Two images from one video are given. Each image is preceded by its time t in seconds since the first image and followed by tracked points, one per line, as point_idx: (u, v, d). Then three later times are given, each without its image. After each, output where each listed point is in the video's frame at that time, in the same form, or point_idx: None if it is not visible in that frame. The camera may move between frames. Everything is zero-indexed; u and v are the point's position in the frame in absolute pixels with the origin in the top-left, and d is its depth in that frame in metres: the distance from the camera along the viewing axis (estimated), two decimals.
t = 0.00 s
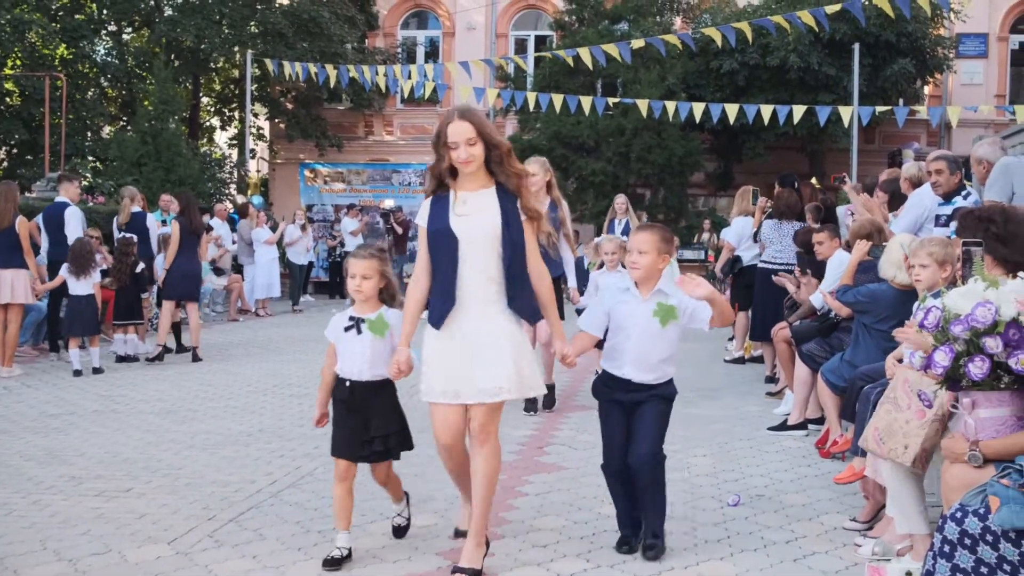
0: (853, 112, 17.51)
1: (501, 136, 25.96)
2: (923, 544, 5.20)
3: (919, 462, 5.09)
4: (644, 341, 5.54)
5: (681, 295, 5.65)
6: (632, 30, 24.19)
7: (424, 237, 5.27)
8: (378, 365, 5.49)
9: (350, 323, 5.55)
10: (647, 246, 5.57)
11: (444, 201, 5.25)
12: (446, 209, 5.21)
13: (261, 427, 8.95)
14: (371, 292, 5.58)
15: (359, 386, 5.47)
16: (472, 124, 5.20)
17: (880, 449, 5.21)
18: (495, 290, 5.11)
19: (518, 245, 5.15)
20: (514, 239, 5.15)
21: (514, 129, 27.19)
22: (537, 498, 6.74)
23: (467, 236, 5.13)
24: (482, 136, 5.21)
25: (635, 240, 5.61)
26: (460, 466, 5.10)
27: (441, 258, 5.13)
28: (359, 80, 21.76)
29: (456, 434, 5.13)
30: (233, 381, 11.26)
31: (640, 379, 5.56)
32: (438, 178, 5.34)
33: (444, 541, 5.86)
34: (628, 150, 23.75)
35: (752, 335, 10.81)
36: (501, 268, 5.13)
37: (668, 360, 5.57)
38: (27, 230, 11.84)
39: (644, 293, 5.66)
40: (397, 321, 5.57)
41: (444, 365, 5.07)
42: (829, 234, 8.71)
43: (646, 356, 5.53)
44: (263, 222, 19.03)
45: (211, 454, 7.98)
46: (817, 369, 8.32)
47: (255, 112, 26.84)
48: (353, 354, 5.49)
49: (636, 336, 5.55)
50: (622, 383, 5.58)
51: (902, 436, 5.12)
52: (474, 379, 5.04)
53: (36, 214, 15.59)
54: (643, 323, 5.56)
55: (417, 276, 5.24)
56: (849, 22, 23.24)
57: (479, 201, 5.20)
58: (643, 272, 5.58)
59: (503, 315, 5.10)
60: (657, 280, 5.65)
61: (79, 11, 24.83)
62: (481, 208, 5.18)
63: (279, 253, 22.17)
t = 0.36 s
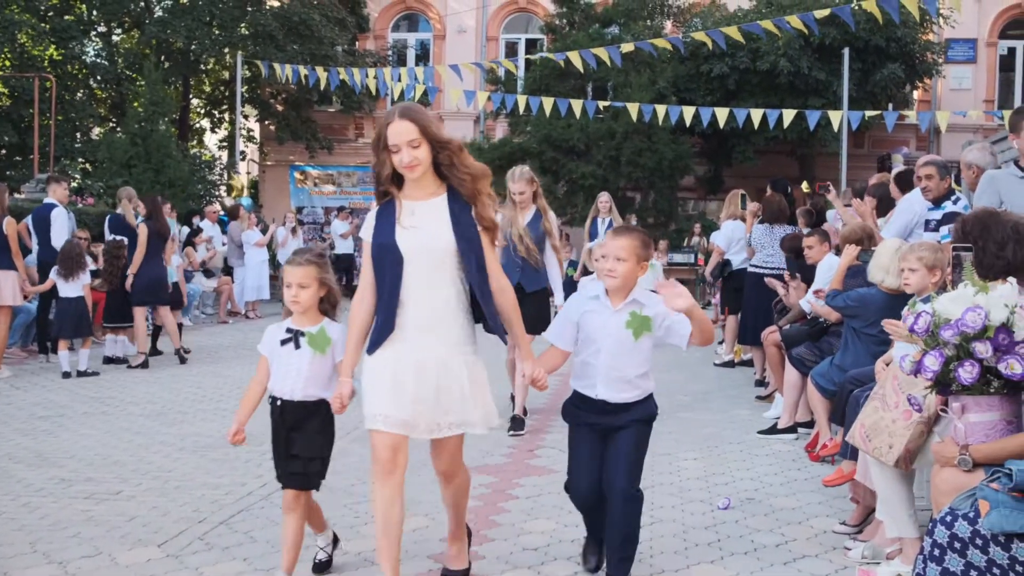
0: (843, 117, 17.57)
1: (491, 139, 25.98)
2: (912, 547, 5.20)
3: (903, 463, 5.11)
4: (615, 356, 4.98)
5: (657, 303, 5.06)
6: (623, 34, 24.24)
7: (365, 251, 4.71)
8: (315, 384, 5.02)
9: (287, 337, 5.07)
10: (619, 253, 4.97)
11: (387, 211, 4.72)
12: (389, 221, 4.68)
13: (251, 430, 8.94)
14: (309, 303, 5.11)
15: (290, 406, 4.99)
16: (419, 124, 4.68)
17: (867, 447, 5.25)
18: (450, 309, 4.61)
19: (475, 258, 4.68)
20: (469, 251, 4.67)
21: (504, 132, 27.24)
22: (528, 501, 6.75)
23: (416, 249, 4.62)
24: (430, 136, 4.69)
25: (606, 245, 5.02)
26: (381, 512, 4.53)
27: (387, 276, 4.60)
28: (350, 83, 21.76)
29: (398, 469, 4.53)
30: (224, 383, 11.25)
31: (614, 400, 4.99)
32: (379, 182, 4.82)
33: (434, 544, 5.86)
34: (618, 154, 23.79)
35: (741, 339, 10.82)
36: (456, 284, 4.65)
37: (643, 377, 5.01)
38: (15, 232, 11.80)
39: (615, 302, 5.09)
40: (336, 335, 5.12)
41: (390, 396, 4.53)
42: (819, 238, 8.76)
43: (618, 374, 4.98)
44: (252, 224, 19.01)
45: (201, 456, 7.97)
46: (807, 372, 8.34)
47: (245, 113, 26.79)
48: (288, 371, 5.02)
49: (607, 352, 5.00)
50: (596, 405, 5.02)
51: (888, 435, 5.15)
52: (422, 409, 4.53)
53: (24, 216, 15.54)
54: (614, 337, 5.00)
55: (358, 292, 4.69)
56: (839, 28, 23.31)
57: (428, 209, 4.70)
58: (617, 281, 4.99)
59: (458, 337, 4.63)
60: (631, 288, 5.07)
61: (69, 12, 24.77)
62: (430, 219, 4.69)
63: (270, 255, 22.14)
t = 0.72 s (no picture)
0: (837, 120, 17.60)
1: (485, 140, 25.97)
2: (906, 550, 5.24)
3: (897, 466, 5.12)
4: (575, 381, 4.18)
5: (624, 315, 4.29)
6: (616, 36, 24.32)
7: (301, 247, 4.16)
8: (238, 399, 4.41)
9: (208, 346, 4.49)
10: (578, 260, 4.22)
11: (324, 201, 4.18)
12: (326, 210, 4.14)
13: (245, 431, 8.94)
14: (229, 306, 4.58)
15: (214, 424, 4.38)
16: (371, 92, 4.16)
17: (862, 451, 5.26)
18: (392, 308, 4.03)
19: (426, 253, 4.10)
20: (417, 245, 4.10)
21: (498, 134, 27.32)
22: (523, 504, 6.75)
23: (355, 238, 4.06)
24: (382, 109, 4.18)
25: (563, 251, 4.26)
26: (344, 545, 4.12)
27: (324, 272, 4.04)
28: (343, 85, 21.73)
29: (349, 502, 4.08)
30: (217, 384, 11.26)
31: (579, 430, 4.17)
32: (321, 159, 4.30)
33: (429, 546, 5.86)
34: (612, 157, 23.83)
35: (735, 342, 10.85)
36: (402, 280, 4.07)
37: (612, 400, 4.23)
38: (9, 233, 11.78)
39: (575, 316, 4.29)
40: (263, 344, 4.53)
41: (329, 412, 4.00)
42: (812, 241, 8.79)
43: (583, 399, 4.17)
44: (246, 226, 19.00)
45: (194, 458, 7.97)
46: (800, 376, 8.36)
47: (239, 114, 26.76)
48: (210, 384, 4.43)
49: (568, 374, 4.20)
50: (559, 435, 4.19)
51: (883, 439, 5.16)
52: (357, 425, 3.95)
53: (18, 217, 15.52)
54: (574, 359, 4.21)
55: (291, 290, 4.16)
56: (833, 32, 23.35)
57: (373, 194, 4.15)
58: (577, 292, 4.23)
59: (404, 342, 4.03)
60: (592, 299, 4.29)
61: (62, 12, 24.73)
62: (371, 206, 4.13)
63: (264, 257, 22.12)
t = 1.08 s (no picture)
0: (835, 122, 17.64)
1: (483, 141, 25.99)
2: (905, 551, 5.26)
3: (897, 467, 5.13)
4: (560, 387, 3.78)
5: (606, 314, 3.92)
6: (614, 38, 24.37)
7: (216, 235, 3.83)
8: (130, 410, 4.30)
9: (107, 352, 4.40)
10: (563, 247, 3.81)
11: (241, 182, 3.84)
12: (240, 189, 3.79)
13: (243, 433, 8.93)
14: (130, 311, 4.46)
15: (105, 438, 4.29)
16: (297, 60, 3.82)
17: (861, 451, 5.26)
18: (299, 313, 3.68)
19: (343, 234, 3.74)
20: (330, 238, 3.70)
21: (495, 136, 27.40)
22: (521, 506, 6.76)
23: (264, 228, 3.70)
24: (306, 80, 3.83)
25: (542, 236, 3.84)
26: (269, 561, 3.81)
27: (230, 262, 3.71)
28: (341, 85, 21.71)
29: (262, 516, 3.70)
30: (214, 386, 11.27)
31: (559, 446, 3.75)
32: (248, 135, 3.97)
33: (428, 548, 5.87)
34: (609, 158, 23.86)
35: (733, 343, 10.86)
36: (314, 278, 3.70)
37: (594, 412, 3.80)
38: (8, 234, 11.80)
39: (555, 312, 3.88)
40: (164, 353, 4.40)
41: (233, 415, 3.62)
42: (810, 243, 8.81)
43: (562, 409, 3.75)
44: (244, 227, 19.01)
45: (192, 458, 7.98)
46: (798, 378, 8.37)
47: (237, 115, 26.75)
48: (106, 394, 4.33)
49: (550, 381, 3.78)
50: (537, 455, 3.76)
51: (882, 439, 5.17)
52: (262, 428, 3.59)
53: (17, 217, 15.54)
54: (559, 363, 3.79)
55: (204, 286, 3.84)
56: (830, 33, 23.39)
57: (293, 177, 3.78)
58: (560, 283, 3.82)
59: (309, 349, 3.67)
60: (574, 294, 3.90)
61: (60, 13, 24.75)
62: (284, 187, 3.77)
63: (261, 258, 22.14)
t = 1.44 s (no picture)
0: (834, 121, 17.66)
1: (483, 141, 26.00)
2: (907, 549, 5.27)
3: (899, 459, 5.14)
4: (516, 421, 3.27)
5: (569, 332, 3.44)
6: (614, 37, 24.40)
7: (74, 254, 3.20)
8: None
9: None
10: (522, 260, 3.30)
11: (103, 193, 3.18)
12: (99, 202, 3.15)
13: (245, 434, 8.93)
14: None
15: None
16: (156, 50, 3.15)
17: (865, 440, 5.26)
18: (163, 351, 3.00)
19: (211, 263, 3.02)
20: (209, 259, 3.02)
21: (495, 135, 27.43)
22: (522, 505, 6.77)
23: (118, 246, 3.04)
24: (169, 69, 3.14)
25: (496, 247, 3.30)
26: None
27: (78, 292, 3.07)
28: (340, 85, 21.77)
29: None
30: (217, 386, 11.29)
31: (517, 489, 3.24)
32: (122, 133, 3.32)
33: (431, 547, 5.89)
34: (609, 157, 23.88)
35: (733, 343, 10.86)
36: (184, 303, 3.03)
37: (555, 446, 3.31)
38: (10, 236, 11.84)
39: (506, 333, 3.40)
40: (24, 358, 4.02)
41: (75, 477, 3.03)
42: (811, 242, 8.85)
43: (519, 445, 3.25)
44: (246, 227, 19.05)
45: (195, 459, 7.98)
46: (799, 377, 8.39)
47: (236, 116, 26.76)
48: None
49: (503, 415, 3.28)
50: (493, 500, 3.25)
51: (887, 430, 5.17)
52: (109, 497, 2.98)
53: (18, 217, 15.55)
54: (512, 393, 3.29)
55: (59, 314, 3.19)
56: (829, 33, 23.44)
57: (155, 188, 3.10)
58: (515, 301, 3.32)
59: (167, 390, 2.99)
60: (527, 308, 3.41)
61: (60, 13, 24.80)
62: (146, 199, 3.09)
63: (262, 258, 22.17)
